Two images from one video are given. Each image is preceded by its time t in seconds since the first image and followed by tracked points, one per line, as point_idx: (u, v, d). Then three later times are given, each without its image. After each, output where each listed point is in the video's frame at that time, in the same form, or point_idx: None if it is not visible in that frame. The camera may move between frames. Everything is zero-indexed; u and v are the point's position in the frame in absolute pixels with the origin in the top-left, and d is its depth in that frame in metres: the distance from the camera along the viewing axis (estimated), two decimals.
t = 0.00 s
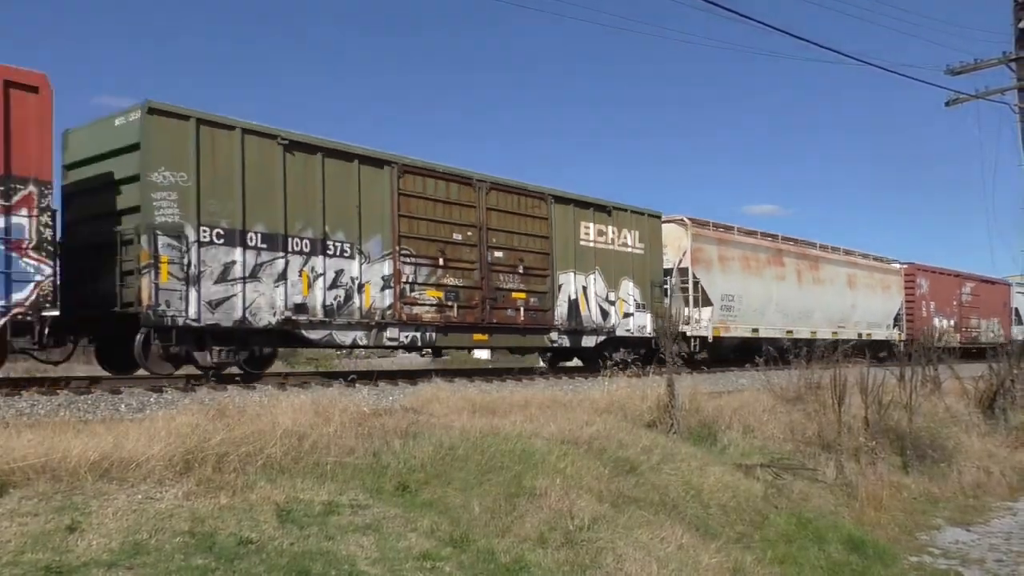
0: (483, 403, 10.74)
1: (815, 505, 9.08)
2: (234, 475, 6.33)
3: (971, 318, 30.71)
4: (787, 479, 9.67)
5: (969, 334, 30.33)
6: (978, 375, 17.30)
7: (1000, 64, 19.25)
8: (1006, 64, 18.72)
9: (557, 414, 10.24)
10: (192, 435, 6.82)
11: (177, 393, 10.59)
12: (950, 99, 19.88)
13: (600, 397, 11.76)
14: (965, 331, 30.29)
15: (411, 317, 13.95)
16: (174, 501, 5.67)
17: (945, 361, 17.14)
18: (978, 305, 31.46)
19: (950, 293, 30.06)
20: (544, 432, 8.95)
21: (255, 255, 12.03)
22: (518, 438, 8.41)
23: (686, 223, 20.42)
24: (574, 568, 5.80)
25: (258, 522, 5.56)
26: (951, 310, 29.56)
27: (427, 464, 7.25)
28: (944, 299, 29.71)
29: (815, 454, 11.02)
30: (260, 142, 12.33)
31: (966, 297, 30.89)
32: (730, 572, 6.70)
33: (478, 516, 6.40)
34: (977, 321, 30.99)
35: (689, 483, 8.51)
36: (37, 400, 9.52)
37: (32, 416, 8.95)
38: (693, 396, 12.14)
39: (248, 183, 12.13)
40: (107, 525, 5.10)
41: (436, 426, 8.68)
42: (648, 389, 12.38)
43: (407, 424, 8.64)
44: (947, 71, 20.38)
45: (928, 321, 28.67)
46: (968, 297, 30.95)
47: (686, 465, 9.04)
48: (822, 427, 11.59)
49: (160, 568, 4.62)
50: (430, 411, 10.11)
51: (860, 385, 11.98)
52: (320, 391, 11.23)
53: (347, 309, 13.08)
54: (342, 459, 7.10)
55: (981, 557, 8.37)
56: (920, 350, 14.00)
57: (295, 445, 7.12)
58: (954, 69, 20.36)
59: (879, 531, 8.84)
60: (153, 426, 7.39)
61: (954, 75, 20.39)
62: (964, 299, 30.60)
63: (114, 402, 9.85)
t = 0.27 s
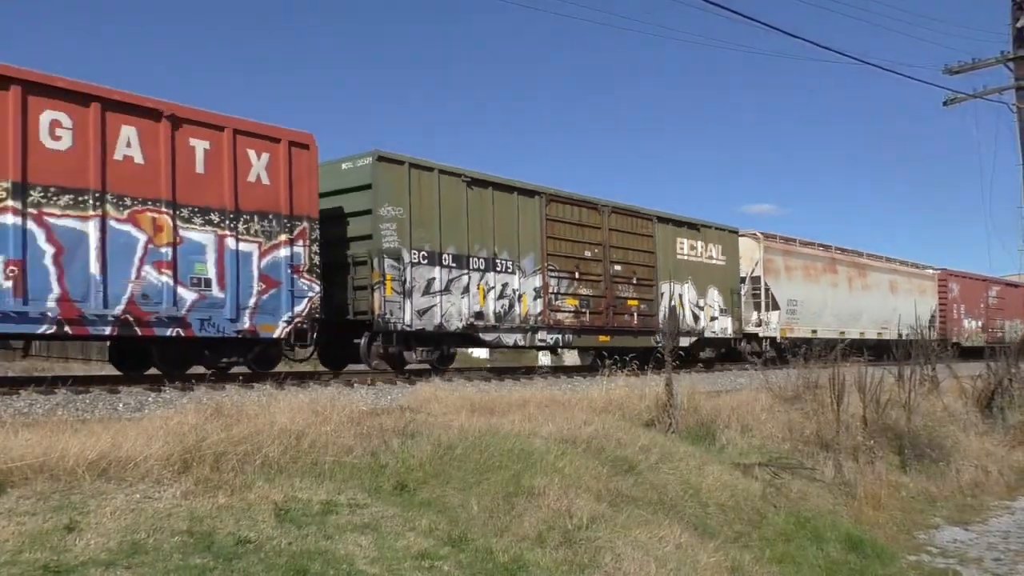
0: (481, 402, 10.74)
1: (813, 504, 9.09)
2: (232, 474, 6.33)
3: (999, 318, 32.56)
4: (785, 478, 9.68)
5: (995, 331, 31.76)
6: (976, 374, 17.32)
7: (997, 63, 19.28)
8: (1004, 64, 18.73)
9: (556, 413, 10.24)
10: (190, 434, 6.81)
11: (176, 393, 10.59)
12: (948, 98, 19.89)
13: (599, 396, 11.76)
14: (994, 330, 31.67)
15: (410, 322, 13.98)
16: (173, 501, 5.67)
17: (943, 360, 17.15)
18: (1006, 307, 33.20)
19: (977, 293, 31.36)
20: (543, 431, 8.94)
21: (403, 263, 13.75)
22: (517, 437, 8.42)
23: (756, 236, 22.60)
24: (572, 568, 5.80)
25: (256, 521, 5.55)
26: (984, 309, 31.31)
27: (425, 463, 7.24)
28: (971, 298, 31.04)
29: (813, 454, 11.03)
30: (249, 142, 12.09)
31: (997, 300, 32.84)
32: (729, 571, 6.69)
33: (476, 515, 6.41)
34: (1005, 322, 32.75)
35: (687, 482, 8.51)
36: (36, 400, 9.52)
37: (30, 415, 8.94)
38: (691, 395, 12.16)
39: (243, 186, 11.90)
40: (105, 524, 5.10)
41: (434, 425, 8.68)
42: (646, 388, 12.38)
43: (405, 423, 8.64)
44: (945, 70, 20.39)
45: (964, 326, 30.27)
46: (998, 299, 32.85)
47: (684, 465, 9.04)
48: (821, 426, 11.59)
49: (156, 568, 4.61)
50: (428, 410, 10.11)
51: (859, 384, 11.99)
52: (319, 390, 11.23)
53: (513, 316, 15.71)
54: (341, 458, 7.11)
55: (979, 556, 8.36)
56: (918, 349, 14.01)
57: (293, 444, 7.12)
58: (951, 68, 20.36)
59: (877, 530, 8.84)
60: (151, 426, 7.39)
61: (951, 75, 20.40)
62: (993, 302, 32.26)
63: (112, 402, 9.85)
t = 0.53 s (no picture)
0: (480, 402, 10.75)
1: (811, 503, 9.11)
2: (230, 474, 6.33)
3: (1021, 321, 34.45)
4: (784, 477, 9.69)
5: None
6: (974, 374, 17.34)
7: (995, 62, 19.30)
8: (1001, 62, 18.74)
9: (554, 413, 10.26)
10: (188, 434, 6.81)
11: (174, 392, 10.58)
12: (946, 97, 19.91)
13: (597, 396, 11.79)
14: None
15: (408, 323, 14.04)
16: (171, 500, 5.67)
17: (941, 360, 17.18)
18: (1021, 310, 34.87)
19: (1002, 297, 34.11)
20: (542, 431, 8.95)
21: (549, 277, 16.33)
22: (516, 437, 8.42)
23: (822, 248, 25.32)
24: (571, 567, 5.80)
25: (254, 521, 5.55)
26: (1007, 311, 34.04)
27: (424, 463, 7.25)
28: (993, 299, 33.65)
29: (812, 453, 11.04)
30: (267, 148, 12.18)
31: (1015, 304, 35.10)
32: (727, 571, 6.69)
33: (475, 514, 6.41)
34: None
35: (685, 482, 8.53)
36: (34, 400, 9.51)
37: (27, 415, 8.93)
38: (690, 394, 12.19)
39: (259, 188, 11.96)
40: (103, 524, 5.09)
41: (433, 425, 8.67)
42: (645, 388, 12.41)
43: (404, 423, 8.66)
44: (943, 70, 20.40)
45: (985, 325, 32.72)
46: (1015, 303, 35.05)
47: (683, 464, 9.05)
48: (819, 426, 11.61)
49: (154, 567, 4.61)
50: (427, 410, 10.12)
51: (857, 384, 12.01)
52: (318, 390, 11.24)
53: (629, 320, 18.03)
54: (339, 457, 7.10)
55: (977, 555, 8.38)
56: (916, 349, 14.04)
57: (292, 444, 7.12)
58: (948, 67, 20.38)
59: (875, 529, 8.85)
60: (150, 426, 7.39)
61: (948, 74, 20.42)
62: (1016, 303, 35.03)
63: (110, 401, 9.84)
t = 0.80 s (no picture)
0: (480, 401, 10.76)
1: (811, 502, 9.12)
2: (230, 473, 6.33)
3: None
4: (783, 476, 9.70)
5: None
6: (974, 373, 17.34)
7: (995, 61, 19.27)
8: (1001, 61, 18.72)
9: (554, 412, 10.28)
10: (188, 433, 6.82)
11: (174, 391, 10.59)
12: (945, 96, 19.91)
13: (597, 395, 11.80)
14: None
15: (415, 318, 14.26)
16: (171, 499, 5.67)
17: (941, 359, 17.18)
18: None
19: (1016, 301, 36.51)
20: (541, 430, 8.96)
21: (656, 285, 18.75)
22: (516, 436, 8.42)
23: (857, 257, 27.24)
24: (571, 566, 5.81)
25: (255, 520, 5.55)
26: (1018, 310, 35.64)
27: (424, 462, 7.25)
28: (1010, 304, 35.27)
29: (812, 452, 11.05)
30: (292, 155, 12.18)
31: None
32: (727, 570, 6.70)
33: (475, 514, 6.41)
34: None
35: (685, 481, 8.54)
36: (34, 398, 9.52)
37: (27, 414, 8.92)
38: (690, 393, 12.22)
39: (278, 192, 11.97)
40: (103, 523, 5.10)
41: (433, 424, 8.67)
42: (645, 387, 12.43)
43: (404, 422, 8.67)
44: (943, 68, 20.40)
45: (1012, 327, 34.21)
46: None
47: (683, 463, 9.06)
48: (819, 425, 11.61)
49: (154, 566, 4.61)
50: (427, 409, 10.13)
51: (857, 383, 12.02)
52: (318, 389, 11.25)
53: (716, 322, 20.33)
54: (339, 456, 7.11)
55: (977, 554, 8.38)
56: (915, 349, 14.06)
57: (292, 443, 7.13)
58: (948, 66, 20.35)
59: (875, 528, 8.86)
60: (150, 424, 7.39)
61: (948, 72, 20.39)
62: None
63: (110, 400, 9.84)
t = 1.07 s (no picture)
0: (481, 400, 10.75)
1: (813, 502, 9.12)
2: (232, 473, 6.33)
3: None
4: (785, 476, 9.70)
5: None
6: (976, 373, 17.31)
7: (997, 60, 19.22)
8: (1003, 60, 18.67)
9: (556, 411, 10.28)
10: (190, 432, 6.82)
11: (175, 390, 10.59)
12: (946, 95, 19.89)
13: (599, 394, 11.80)
14: None
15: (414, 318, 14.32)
16: (173, 499, 5.68)
17: (943, 358, 17.15)
18: None
19: None
20: (543, 429, 8.96)
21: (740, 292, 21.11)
22: (517, 436, 8.41)
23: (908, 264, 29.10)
24: (572, 565, 5.81)
25: (256, 520, 5.55)
26: None
27: (425, 461, 7.25)
28: None
29: (813, 452, 11.04)
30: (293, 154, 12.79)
31: None
32: (728, 569, 6.70)
33: (476, 514, 6.40)
34: None
35: (687, 480, 8.54)
36: (36, 398, 9.53)
37: (29, 413, 8.93)
38: (691, 393, 12.22)
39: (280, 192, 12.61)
40: (105, 522, 5.10)
41: (434, 423, 8.67)
42: (647, 386, 12.44)
43: (406, 421, 8.67)
44: (945, 67, 20.37)
45: None
46: None
47: (684, 463, 9.06)
48: (820, 425, 11.60)
49: (156, 566, 4.61)
50: (429, 408, 10.13)
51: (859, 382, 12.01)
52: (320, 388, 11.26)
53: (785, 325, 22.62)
54: (341, 456, 7.11)
55: (979, 554, 8.37)
56: (917, 348, 14.05)
57: (293, 443, 7.13)
58: (950, 65, 20.31)
59: (877, 528, 8.85)
60: (151, 424, 7.39)
61: (951, 71, 20.34)
62: None
63: (112, 399, 9.85)
